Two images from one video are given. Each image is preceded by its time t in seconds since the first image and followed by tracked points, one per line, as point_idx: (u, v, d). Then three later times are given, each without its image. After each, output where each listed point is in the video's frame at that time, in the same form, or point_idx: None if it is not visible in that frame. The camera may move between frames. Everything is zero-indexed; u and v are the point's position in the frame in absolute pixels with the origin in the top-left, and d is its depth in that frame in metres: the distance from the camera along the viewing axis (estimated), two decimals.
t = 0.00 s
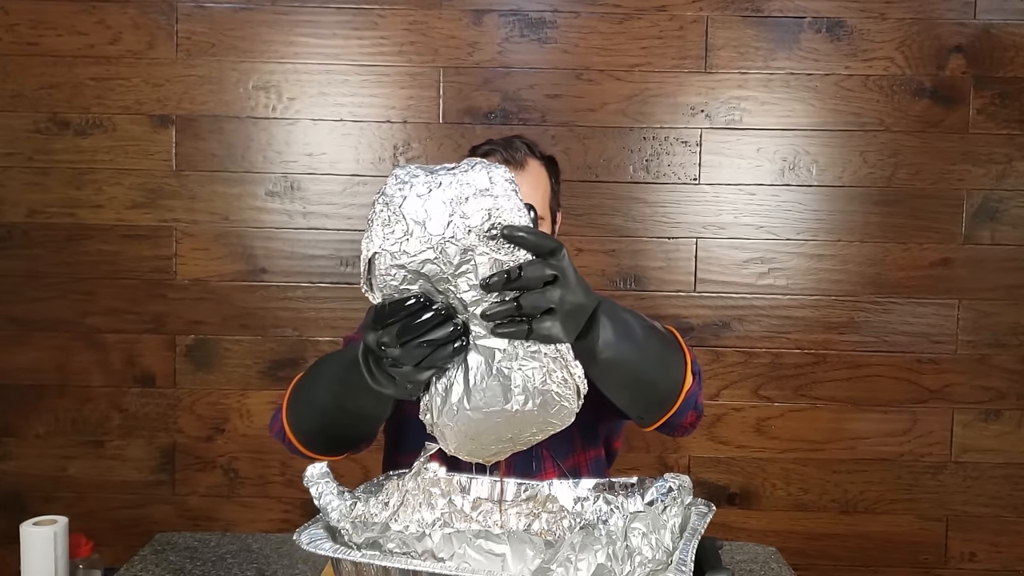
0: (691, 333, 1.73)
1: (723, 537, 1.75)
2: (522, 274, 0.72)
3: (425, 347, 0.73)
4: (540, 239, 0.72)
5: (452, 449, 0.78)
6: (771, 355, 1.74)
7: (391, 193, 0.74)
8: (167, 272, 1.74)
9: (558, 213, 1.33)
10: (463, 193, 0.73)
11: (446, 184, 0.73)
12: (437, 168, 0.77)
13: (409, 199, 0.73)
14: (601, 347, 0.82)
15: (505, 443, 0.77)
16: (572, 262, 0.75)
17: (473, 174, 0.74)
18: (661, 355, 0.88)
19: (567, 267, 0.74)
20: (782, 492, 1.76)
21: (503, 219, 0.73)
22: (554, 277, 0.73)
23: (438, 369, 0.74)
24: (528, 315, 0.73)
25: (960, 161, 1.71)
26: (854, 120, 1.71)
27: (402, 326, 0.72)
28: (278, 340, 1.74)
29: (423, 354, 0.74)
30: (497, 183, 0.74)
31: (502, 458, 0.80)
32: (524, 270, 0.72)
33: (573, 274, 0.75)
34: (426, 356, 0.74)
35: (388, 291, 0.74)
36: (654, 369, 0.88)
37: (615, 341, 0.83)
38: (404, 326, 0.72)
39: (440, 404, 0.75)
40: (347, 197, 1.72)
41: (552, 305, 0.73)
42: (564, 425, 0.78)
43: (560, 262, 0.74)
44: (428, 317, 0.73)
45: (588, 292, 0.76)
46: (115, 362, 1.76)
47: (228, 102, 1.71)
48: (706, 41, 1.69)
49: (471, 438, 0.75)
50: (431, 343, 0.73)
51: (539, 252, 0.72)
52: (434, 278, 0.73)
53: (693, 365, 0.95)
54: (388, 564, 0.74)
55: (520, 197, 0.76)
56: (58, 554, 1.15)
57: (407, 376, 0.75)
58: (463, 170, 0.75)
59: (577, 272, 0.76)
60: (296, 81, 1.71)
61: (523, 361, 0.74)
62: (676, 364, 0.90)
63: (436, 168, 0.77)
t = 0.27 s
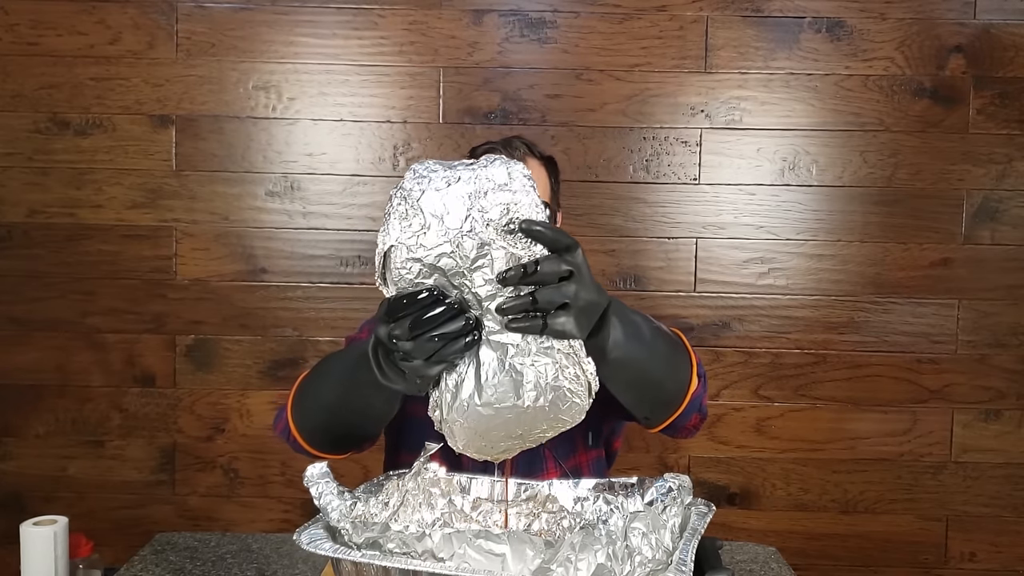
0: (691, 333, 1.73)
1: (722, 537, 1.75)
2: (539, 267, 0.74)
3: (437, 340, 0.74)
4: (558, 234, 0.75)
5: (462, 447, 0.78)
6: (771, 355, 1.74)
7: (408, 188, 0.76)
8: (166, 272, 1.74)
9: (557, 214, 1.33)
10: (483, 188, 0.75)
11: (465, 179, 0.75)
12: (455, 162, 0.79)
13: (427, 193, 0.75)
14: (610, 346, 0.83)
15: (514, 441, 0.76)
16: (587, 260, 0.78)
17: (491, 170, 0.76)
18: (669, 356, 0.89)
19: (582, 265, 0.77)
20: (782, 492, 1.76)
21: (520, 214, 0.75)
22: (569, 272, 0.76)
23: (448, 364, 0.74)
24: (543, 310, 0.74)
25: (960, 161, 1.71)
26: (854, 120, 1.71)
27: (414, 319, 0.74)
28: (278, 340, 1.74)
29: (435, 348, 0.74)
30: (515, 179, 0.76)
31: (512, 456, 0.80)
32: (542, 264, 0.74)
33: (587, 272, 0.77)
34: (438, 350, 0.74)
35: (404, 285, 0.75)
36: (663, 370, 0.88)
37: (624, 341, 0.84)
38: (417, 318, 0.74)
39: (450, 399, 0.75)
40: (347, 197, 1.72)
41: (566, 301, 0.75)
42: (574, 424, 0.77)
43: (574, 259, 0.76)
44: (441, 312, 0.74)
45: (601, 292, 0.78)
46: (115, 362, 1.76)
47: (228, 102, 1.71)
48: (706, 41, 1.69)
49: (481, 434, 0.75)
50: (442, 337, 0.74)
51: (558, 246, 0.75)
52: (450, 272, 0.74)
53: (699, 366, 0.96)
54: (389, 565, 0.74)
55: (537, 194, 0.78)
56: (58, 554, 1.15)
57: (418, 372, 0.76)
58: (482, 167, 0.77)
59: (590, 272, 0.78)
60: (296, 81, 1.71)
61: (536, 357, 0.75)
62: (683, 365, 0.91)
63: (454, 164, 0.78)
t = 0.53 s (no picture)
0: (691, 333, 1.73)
1: (722, 537, 1.75)
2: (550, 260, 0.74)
3: (444, 331, 0.75)
4: (569, 227, 0.75)
5: (466, 444, 0.78)
6: (771, 355, 1.74)
7: (422, 179, 0.79)
8: (166, 272, 1.74)
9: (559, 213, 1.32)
10: (494, 180, 0.78)
11: (477, 172, 0.78)
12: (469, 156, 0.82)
13: (440, 185, 0.78)
14: (616, 343, 0.83)
15: (519, 436, 0.77)
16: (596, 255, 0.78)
17: (504, 162, 0.79)
18: (675, 354, 0.89)
19: (592, 260, 0.77)
20: (782, 492, 1.76)
21: (531, 206, 0.77)
22: (580, 266, 0.76)
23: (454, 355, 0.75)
24: (552, 303, 0.75)
25: (960, 161, 1.71)
26: (854, 120, 1.71)
27: (421, 310, 0.74)
28: (278, 340, 1.74)
29: (442, 339, 0.75)
30: (527, 172, 0.79)
31: (516, 453, 0.80)
32: (553, 256, 0.75)
33: (597, 267, 0.77)
34: (445, 341, 0.75)
35: (414, 276, 0.77)
36: (669, 368, 0.88)
37: (630, 339, 0.84)
38: (424, 309, 0.74)
39: (456, 394, 0.76)
40: (347, 197, 1.72)
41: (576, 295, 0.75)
42: (579, 419, 0.79)
43: (584, 253, 0.77)
44: (448, 303, 0.74)
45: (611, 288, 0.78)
46: (115, 362, 1.76)
47: (228, 102, 1.71)
48: (706, 41, 1.69)
49: (487, 428, 0.76)
50: (449, 328, 0.74)
51: (567, 240, 0.76)
52: (460, 263, 0.77)
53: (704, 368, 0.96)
54: (388, 564, 0.74)
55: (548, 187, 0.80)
56: (58, 554, 1.15)
57: (424, 363, 0.76)
58: (495, 160, 0.80)
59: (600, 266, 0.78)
60: (296, 81, 1.71)
61: (543, 351, 0.76)
62: (688, 364, 0.91)
63: (468, 157, 0.81)
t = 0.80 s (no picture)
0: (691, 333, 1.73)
1: (722, 537, 1.76)
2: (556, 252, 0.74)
3: (447, 324, 0.74)
4: (575, 219, 0.75)
5: (467, 440, 0.78)
6: (771, 355, 1.74)
7: (428, 172, 0.79)
8: (167, 272, 1.74)
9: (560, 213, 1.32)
10: (500, 172, 0.78)
11: (483, 163, 0.78)
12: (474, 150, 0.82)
13: (446, 176, 0.78)
14: (619, 340, 0.83)
15: (521, 431, 0.76)
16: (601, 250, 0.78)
17: (511, 154, 0.79)
18: (677, 354, 0.89)
19: (598, 254, 0.77)
20: (782, 492, 1.76)
21: (537, 198, 0.77)
22: (585, 258, 0.76)
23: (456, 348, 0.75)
24: (557, 295, 0.75)
25: (959, 161, 1.71)
26: (854, 120, 1.71)
27: (425, 301, 0.74)
28: (278, 340, 1.74)
29: (444, 332, 0.74)
30: (532, 165, 0.79)
31: (517, 449, 0.80)
32: (559, 248, 0.74)
33: (602, 261, 0.77)
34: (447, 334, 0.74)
35: (421, 267, 0.77)
36: (671, 367, 0.88)
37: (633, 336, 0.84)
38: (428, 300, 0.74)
39: (458, 389, 0.75)
40: (347, 197, 1.72)
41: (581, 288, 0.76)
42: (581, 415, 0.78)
43: (590, 246, 0.77)
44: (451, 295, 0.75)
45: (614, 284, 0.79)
46: (115, 362, 1.76)
47: (228, 102, 1.71)
48: (706, 41, 1.69)
49: (489, 422, 0.75)
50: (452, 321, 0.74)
51: (573, 233, 0.76)
52: (465, 255, 0.76)
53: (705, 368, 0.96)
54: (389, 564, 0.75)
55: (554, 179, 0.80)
56: (58, 554, 1.16)
57: (425, 357, 0.75)
58: (501, 152, 0.80)
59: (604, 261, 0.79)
60: (296, 81, 1.71)
61: (547, 344, 0.76)
62: (690, 364, 0.91)
63: (473, 151, 0.82)
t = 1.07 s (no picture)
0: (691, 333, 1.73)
1: (722, 537, 1.76)
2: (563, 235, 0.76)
3: (449, 303, 0.76)
4: (585, 204, 0.77)
5: (462, 423, 0.78)
6: (771, 355, 1.74)
7: (441, 149, 0.81)
8: (167, 272, 1.74)
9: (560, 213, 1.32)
10: (511, 152, 0.80)
11: (496, 143, 0.80)
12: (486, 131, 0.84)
13: (458, 154, 0.79)
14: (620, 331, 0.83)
15: (518, 416, 0.76)
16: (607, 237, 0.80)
17: (524, 136, 0.81)
18: (678, 350, 0.89)
19: (605, 240, 0.78)
20: (782, 491, 1.76)
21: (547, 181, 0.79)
22: (592, 243, 0.77)
23: (456, 328, 0.76)
24: (562, 278, 0.76)
25: (959, 161, 1.71)
26: (854, 120, 1.71)
27: (430, 278, 0.76)
28: (278, 340, 1.74)
29: (446, 310, 0.76)
30: (544, 147, 0.81)
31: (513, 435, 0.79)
32: (567, 231, 0.76)
33: (608, 249, 0.79)
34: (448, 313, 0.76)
35: (426, 244, 0.78)
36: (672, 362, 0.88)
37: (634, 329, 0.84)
38: (432, 278, 0.76)
39: (456, 369, 0.75)
40: (347, 197, 1.72)
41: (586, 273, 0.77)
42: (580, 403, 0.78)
43: (597, 232, 0.78)
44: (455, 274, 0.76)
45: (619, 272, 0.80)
46: (115, 362, 1.76)
47: (228, 102, 1.71)
48: (706, 41, 1.69)
49: (486, 405, 0.75)
50: (454, 300, 0.76)
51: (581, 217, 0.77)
52: (472, 235, 0.77)
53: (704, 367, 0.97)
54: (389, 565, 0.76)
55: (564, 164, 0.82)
56: (58, 554, 1.16)
57: (425, 335, 0.77)
58: (513, 134, 0.81)
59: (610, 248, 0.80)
60: (296, 81, 1.71)
61: (549, 329, 0.76)
62: (689, 361, 0.91)
63: (485, 131, 0.83)
